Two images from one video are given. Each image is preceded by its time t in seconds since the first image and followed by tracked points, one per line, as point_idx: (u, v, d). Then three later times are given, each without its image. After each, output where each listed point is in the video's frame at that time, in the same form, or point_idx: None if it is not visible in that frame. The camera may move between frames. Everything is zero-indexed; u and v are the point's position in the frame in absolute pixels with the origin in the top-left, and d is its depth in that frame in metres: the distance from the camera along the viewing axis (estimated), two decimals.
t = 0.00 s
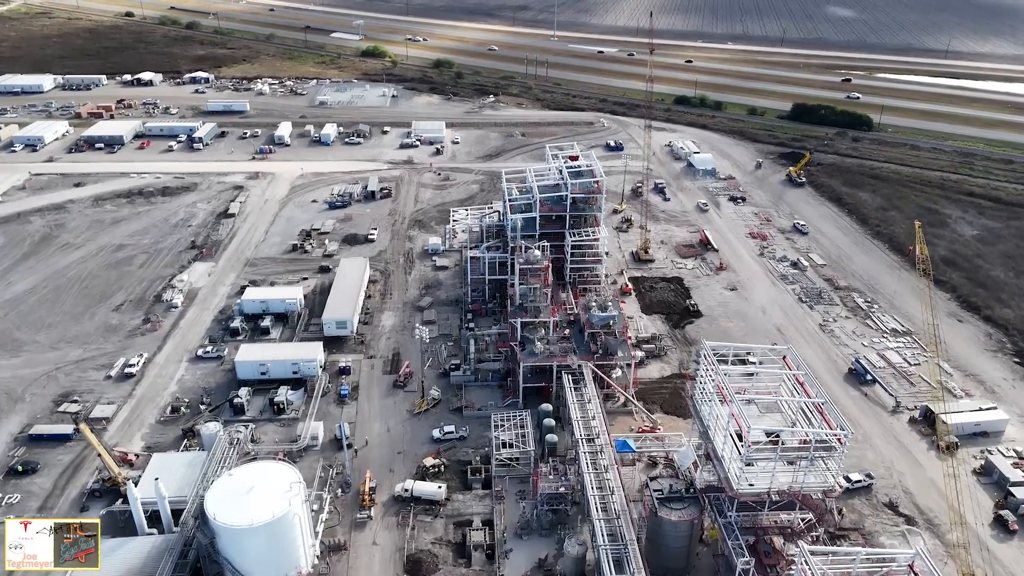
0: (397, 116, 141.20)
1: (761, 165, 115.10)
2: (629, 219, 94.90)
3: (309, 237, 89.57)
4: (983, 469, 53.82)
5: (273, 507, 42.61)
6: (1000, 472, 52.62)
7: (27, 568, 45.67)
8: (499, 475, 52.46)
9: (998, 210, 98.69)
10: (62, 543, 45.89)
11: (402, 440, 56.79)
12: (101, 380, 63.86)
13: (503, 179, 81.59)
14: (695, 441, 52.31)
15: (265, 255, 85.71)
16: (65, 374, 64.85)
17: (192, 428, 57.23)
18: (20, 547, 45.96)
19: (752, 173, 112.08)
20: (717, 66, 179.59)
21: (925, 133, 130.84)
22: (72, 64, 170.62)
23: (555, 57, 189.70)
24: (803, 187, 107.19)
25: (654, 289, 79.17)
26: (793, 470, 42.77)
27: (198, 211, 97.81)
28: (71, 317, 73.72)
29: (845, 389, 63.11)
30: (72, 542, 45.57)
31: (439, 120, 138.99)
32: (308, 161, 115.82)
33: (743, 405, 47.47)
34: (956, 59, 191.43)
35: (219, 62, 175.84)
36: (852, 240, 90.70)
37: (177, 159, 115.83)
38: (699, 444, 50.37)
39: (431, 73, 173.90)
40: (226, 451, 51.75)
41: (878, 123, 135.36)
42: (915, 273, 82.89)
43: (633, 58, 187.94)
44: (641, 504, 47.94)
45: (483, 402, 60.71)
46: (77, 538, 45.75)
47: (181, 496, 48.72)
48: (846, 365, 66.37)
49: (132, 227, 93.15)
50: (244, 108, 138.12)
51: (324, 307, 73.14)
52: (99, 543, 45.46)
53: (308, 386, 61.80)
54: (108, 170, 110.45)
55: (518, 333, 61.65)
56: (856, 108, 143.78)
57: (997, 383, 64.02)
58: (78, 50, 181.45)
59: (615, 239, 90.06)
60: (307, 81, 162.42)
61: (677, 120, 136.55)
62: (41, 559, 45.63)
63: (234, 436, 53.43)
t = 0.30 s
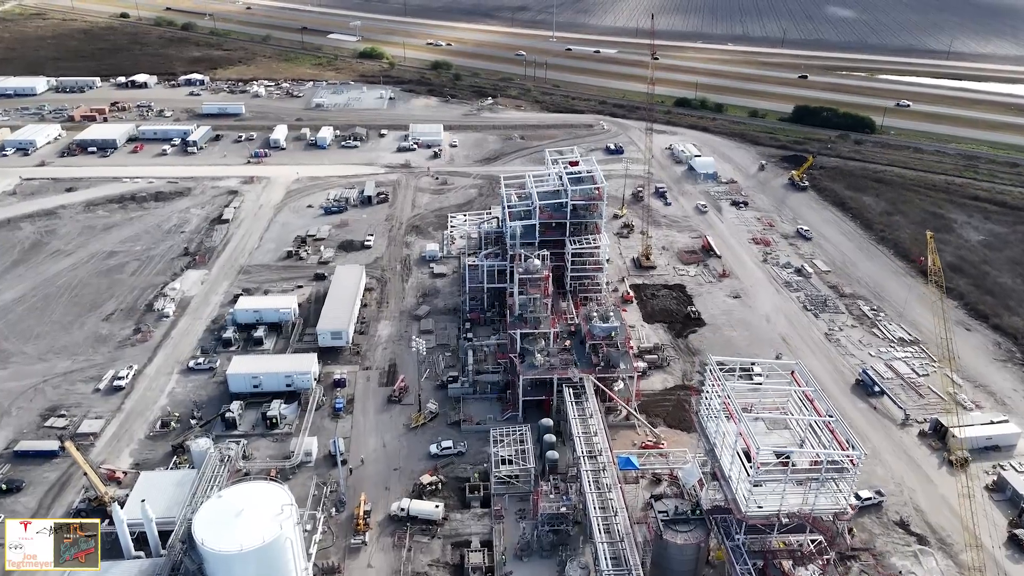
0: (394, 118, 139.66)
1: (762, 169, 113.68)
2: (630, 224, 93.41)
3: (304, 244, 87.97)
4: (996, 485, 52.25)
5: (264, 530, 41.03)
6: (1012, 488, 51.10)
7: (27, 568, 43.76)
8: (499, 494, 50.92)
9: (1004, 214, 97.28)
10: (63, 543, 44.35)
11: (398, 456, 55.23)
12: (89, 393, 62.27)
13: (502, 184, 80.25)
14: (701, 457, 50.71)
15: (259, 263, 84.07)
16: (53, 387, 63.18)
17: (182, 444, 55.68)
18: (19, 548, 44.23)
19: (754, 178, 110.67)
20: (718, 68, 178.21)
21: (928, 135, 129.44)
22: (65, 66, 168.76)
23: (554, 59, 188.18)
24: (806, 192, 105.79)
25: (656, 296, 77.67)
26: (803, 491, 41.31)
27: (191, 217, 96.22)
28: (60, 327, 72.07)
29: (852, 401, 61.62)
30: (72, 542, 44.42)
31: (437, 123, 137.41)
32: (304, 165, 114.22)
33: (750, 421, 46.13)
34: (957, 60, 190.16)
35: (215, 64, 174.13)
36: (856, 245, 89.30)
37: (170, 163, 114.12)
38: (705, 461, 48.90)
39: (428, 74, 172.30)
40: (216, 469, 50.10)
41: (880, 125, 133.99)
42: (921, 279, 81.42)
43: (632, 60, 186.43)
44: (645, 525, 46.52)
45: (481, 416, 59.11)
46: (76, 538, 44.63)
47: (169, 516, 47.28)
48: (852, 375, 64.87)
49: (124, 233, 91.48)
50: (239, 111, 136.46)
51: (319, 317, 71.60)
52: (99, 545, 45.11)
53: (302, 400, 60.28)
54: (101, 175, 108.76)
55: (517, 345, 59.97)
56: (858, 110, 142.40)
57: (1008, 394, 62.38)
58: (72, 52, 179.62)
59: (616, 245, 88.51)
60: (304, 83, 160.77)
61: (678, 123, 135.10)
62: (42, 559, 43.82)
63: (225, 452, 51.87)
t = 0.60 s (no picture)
0: (387, 122, 137.86)
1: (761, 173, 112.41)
2: (627, 230, 91.86)
3: (295, 252, 86.11)
4: (1007, 502, 50.68)
5: (250, 559, 39.48)
6: None
7: (27, 568, 45.96)
8: (495, 514, 49.30)
9: (1006, 218, 96.10)
10: (63, 543, 47.03)
11: (391, 474, 53.53)
12: (72, 410, 60.36)
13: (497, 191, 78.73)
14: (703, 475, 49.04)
15: (249, 271, 82.15)
16: (35, 403, 61.22)
17: (167, 463, 53.88)
18: (19, 548, 46.22)
19: (752, 181, 109.33)
20: (714, 69, 177.03)
21: (926, 138, 128.32)
22: (53, 69, 166.38)
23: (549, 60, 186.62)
24: (805, 196, 104.44)
25: (655, 305, 76.07)
26: (813, 516, 39.69)
27: (180, 224, 94.28)
28: (43, 340, 70.10)
29: (857, 414, 60.10)
30: (72, 541, 47.22)
31: (431, 126, 135.68)
32: (295, 170, 112.34)
33: (755, 439, 44.45)
34: (954, 61, 189.39)
35: (206, 66, 172.00)
36: (856, 251, 88.07)
37: (159, 168, 112.10)
38: (708, 480, 47.32)
39: (422, 77, 170.52)
40: (202, 490, 48.61)
41: (879, 127, 132.88)
42: (923, 286, 80.14)
43: (628, 61, 185.03)
44: (649, 551, 45.01)
45: (477, 432, 57.40)
46: (77, 537, 47.43)
47: (152, 542, 45.50)
48: (857, 387, 63.37)
49: (111, 241, 89.50)
50: (230, 114, 134.50)
51: (310, 328, 69.79)
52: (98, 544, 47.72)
53: (292, 416, 58.49)
54: (88, 181, 106.68)
55: (514, 358, 58.22)
56: (856, 112, 141.29)
57: (1015, 406, 60.90)
58: (60, 54, 177.20)
59: (613, 252, 86.96)
60: (295, 86, 158.81)
61: (674, 126, 133.67)
62: (41, 559, 46.09)
63: (212, 472, 50.18)
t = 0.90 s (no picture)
0: (378, 125, 136.13)
1: (755, 177, 111.40)
2: (622, 235, 90.50)
3: (283, 260, 84.33)
4: (1014, 517, 49.47)
5: None
6: None
7: (27, 567, 44.43)
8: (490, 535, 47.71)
9: (1003, 221, 95.32)
10: (63, 543, 44.01)
11: (383, 493, 51.93)
12: (52, 427, 58.43)
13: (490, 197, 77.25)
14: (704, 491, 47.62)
15: (236, 281, 80.32)
16: (13, 420, 59.24)
17: (150, 484, 52.08)
18: (20, 547, 44.88)
19: (747, 185, 108.29)
20: (707, 71, 176.11)
21: (921, 140, 127.68)
22: (38, 72, 163.82)
23: (541, 62, 185.21)
24: (800, 200, 103.44)
25: (651, 313, 74.66)
26: (819, 539, 38.40)
27: (166, 231, 92.31)
28: (22, 354, 68.08)
29: (859, 426, 58.78)
30: (72, 541, 44.03)
31: (422, 130, 134.06)
32: (284, 175, 110.48)
33: (757, 456, 43.30)
34: (947, 62, 189.07)
35: (194, 69, 169.75)
36: (854, 256, 87.13)
37: (145, 174, 110.00)
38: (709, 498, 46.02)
39: (413, 79, 168.77)
40: (186, 513, 47.24)
41: (873, 129, 132.18)
42: (921, 292, 79.18)
43: (620, 63, 183.90)
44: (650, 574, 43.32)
45: (471, 447, 55.80)
46: (77, 537, 44.21)
47: (133, 568, 43.98)
48: (858, 397, 62.12)
49: (94, 250, 87.43)
50: (217, 118, 132.48)
51: (298, 340, 68.05)
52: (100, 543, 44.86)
53: (279, 432, 56.80)
54: (72, 187, 104.49)
55: (508, 371, 56.62)
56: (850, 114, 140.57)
57: (1018, 416, 59.74)
58: (45, 57, 174.48)
59: (608, 258, 85.60)
60: (284, 89, 156.83)
61: (668, 129, 132.45)
62: (42, 559, 44.05)
63: (195, 493, 48.72)
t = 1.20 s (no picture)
0: (365, 129, 134.34)
1: (747, 180, 110.53)
2: (613, 240, 89.22)
3: (268, 269, 82.42)
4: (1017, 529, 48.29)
5: None
6: None
7: (27, 568, 44.70)
8: (482, 557, 46.07)
9: (996, 224, 94.86)
10: (64, 544, 46.35)
11: (371, 514, 50.27)
12: (27, 448, 56.34)
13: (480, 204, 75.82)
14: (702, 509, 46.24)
15: (219, 291, 78.34)
16: None
17: (128, 507, 50.15)
18: (20, 547, 45.41)
19: (739, 189, 107.42)
20: (696, 73, 175.38)
21: (911, 142, 127.41)
22: (17, 77, 160.71)
23: (529, 64, 183.89)
24: (793, 203, 102.66)
25: (644, 321, 73.34)
26: (823, 563, 37.16)
27: (148, 240, 90.17)
28: None
29: (858, 436, 57.57)
30: (72, 542, 46.41)
31: (410, 134, 132.39)
32: (269, 181, 108.48)
33: (758, 473, 42.18)
34: (935, 62, 189.39)
35: (177, 72, 167.17)
36: (847, 261, 86.31)
37: (127, 181, 107.69)
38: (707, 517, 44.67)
39: (400, 82, 166.99)
40: (166, 539, 45.58)
41: (864, 131, 131.78)
42: (916, 297, 78.39)
43: (609, 65, 182.91)
44: None
45: (462, 464, 54.20)
46: (77, 539, 46.68)
47: None
48: (855, 407, 60.95)
49: (74, 260, 85.19)
50: (201, 123, 130.22)
51: (283, 352, 66.27)
52: (98, 544, 46.69)
53: (263, 451, 55.00)
54: (51, 195, 102.04)
55: (500, 385, 55.01)
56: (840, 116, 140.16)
57: (1017, 425, 58.67)
58: (25, 61, 171.28)
59: (600, 264, 84.27)
60: (270, 93, 154.70)
61: (659, 132, 131.42)
62: (42, 559, 45.02)
63: (176, 517, 47.09)
